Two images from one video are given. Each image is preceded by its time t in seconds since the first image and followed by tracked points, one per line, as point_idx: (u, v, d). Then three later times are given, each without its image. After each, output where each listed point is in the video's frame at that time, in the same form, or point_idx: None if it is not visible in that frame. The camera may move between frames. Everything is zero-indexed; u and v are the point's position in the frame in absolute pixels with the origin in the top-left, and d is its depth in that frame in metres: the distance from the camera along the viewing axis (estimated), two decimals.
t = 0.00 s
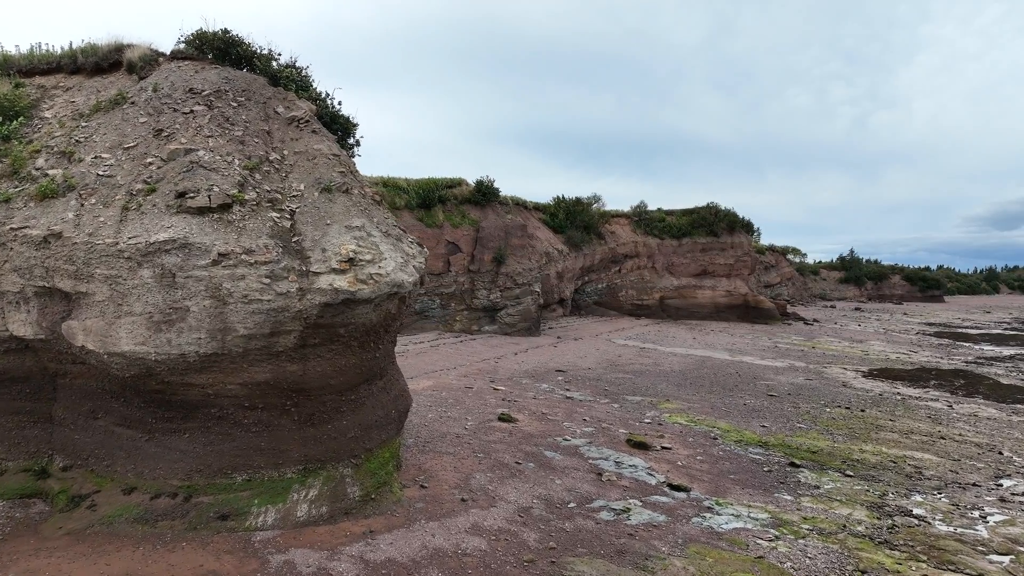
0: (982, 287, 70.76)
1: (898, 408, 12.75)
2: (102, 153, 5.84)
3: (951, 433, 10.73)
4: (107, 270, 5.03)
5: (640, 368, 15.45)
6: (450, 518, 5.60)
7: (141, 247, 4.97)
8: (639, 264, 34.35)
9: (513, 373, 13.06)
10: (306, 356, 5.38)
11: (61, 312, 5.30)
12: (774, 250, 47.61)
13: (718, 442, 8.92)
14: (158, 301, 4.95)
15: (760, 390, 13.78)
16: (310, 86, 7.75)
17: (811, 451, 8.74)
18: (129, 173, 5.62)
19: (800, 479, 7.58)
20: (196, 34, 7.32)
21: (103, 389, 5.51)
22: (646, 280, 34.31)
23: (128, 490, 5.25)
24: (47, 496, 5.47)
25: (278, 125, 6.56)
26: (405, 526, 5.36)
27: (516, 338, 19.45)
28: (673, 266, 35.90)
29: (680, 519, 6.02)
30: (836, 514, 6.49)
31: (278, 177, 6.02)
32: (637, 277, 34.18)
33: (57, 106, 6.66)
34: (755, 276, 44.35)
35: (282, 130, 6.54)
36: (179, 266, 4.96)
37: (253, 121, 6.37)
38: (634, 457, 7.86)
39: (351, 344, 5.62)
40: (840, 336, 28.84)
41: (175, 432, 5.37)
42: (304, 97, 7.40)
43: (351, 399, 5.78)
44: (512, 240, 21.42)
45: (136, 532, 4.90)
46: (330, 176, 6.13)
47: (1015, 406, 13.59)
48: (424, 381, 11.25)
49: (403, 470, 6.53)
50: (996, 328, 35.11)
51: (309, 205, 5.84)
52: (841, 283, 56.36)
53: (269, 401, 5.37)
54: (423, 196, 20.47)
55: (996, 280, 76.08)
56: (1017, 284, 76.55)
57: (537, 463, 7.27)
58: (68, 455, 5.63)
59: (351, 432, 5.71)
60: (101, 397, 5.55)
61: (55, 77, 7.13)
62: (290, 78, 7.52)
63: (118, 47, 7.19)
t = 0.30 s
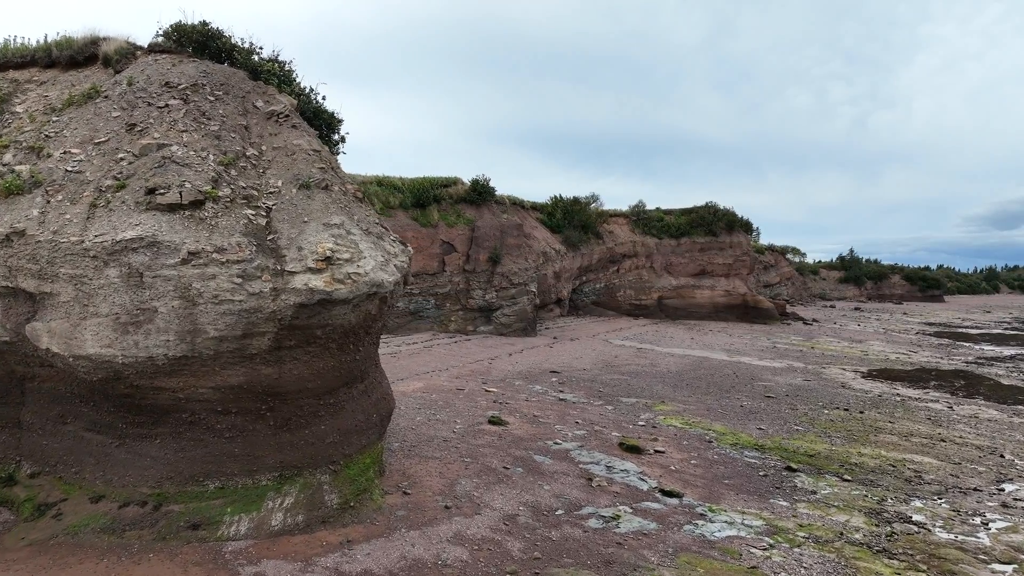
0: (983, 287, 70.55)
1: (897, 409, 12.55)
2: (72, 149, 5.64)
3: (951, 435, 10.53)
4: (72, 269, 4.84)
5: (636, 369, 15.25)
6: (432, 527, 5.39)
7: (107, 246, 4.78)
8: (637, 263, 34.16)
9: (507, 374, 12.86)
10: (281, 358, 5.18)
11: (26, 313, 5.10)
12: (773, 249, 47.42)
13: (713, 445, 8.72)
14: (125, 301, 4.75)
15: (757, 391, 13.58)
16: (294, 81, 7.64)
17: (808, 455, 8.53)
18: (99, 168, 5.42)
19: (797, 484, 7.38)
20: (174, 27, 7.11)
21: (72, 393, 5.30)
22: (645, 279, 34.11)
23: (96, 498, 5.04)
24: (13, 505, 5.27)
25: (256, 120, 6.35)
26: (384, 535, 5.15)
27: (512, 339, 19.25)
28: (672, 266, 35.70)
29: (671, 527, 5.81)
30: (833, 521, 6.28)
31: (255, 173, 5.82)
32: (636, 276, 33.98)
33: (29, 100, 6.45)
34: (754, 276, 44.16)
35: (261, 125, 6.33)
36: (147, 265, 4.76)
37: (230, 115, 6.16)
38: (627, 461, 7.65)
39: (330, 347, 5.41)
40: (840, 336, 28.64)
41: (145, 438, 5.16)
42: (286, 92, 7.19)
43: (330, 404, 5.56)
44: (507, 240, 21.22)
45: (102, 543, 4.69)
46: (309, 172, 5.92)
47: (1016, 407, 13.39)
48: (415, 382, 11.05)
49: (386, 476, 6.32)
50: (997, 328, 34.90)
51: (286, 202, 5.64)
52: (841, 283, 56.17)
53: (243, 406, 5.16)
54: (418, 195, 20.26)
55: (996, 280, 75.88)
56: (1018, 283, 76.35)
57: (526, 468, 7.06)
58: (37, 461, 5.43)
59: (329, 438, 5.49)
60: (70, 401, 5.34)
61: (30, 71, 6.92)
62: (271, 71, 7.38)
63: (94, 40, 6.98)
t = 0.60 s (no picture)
0: (983, 286, 70.34)
1: (896, 411, 12.34)
2: (36, 144, 5.43)
3: (950, 437, 10.33)
4: (29, 268, 4.66)
5: (631, 371, 15.04)
6: (409, 537, 5.17)
7: (66, 244, 4.59)
8: (635, 263, 33.95)
9: (499, 375, 12.65)
10: (252, 362, 4.96)
11: None
12: (773, 249, 47.22)
13: (706, 449, 8.50)
14: (85, 303, 4.54)
15: (754, 392, 13.38)
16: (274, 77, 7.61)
17: (803, 459, 8.32)
18: (63, 164, 5.21)
19: (792, 490, 7.17)
20: (149, 19, 6.90)
21: (34, 398, 5.08)
22: (643, 279, 33.90)
23: (56, 508, 4.82)
24: None
25: (231, 114, 6.12)
26: (359, 546, 4.94)
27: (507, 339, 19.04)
28: (670, 266, 35.50)
29: (659, 536, 5.60)
30: (828, 529, 6.07)
31: (227, 169, 5.60)
32: (634, 276, 33.77)
33: None
34: (753, 276, 43.96)
35: (236, 119, 6.10)
36: (108, 264, 4.55)
37: (203, 110, 5.94)
38: (616, 466, 7.44)
39: (303, 349, 5.19)
40: (839, 336, 28.42)
41: (109, 445, 4.92)
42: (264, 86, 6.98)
43: (303, 409, 5.34)
44: (502, 239, 21.01)
45: (59, 555, 4.47)
46: (284, 168, 5.70)
47: (1016, 409, 13.18)
48: (404, 385, 10.83)
49: (365, 483, 6.10)
50: (997, 328, 34.71)
51: (259, 199, 5.42)
52: (841, 282, 55.97)
53: (212, 411, 4.94)
54: (412, 195, 20.04)
55: (996, 280, 75.64)
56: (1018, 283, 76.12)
57: (511, 474, 6.85)
58: None
59: (302, 444, 5.27)
60: (32, 406, 5.12)
61: None
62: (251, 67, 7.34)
63: (66, 32, 6.77)
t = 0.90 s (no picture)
0: (983, 286, 70.11)
1: (894, 414, 12.12)
2: None
3: (948, 441, 10.10)
4: None
5: (625, 372, 14.82)
6: (382, 548, 4.95)
7: (18, 243, 4.37)
8: (632, 263, 33.74)
9: (490, 377, 12.43)
10: (217, 366, 4.73)
11: None
12: (772, 249, 47.01)
13: (698, 453, 8.28)
14: (37, 304, 4.31)
15: (749, 394, 13.17)
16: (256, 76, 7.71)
17: (797, 464, 8.11)
18: (21, 159, 5.00)
19: (784, 497, 6.95)
20: (119, 10, 6.68)
21: None
22: (641, 279, 33.69)
23: (10, 519, 4.59)
24: None
25: (202, 107, 5.90)
26: (328, 558, 4.72)
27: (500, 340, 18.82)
28: (667, 266, 35.30)
29: (644, 546, 5.38)
30: (821, 538, 5.85)
31: (194, 165, 5.38)
32: (631, 276, 33.56)
33: None
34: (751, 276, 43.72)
35: (206, 113, 5.88)
36: (61, 264, 4.33)
37: (172, 103, 5.71)
38: (604, 471, 7.23)
39: (271, 352, 4.97)
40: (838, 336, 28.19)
41: (67, 453, 4.69)
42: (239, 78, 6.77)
43: (272, 415, 5.12)
44: (497, 239, 20.79)
45: (10, 569, 4.25)
46: (254, 164, 5.48)
47: (1016, 411, 12.96)
48: (391, 387, 10.61)
49: (340, 490, 5.88)
50: (997, 328, 34.48)
51: (226, 196, 5.19)
52: (840, 282, 55.76)
53: (174, 417, 4.71)
54: (405, 194, 19.82)
55: (996, 279, 75.42)
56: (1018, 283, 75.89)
57: (494, 480, 6.63)
58: None
59: (271, 452, 5.05)
60: None
61: None
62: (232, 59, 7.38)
63: (34, 24, 6.54)
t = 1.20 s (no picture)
0: (983, 286, 69.94)
1: (891, 416, 11.91)
2: None
3: (947, 444, 9.88)
4: None
5: (619, 373, 14.60)
6: (351, 560, 4.72)
7: None
8: (630, 263, 33.53)
9: (480, 379, 12.22)
10: (177, 369, 4.50)
11: None
12: (771, 249, 46.80)
13: (688, 458, 8.05)
14: None
15: (745, 396, 12.95)
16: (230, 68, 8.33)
17: (791, 469, 7.88)
18: None
19: (776, 504, 6.72)
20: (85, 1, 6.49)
21: None
22: (638, 279, 33.47)
23: None
24: None
25: (169, 100, 5.67)
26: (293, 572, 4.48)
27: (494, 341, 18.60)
28: (665, 266, 35.09)
29: (627, 557, 5.16)
30: (813, 548, 5.62)
31: (158, 160, 5.16)
32: (629, 276, 33.35)
33: None
34: (750, 276, 43.51)
35: (174, 106, 5.65)
36: (8, 262, 4.10)
37: (137, 95, 5.49)
38: (590, 477, 7.00)
39: (235, 355, 4.73)
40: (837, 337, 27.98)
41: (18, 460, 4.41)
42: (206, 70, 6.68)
43: (238, 420, 4.88)
44: (491, 239, 20.58)
45: None
46: (220, 158, 5.25)
47: (1016, 413, 12.74)
48: (377, 389, 10.37)
49: (312, 499, 5.65)
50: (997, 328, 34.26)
51: (190, 192, 4.97)
52: (840, 283, 55.56)
53: (132, 423, 4.46)
54: (397, 193, 19.60)
55: (996, 279, 75.22)
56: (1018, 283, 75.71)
57: (475, 487, 6.41)
58: None
59: (235, 459, 4.81)
60: None
61: None
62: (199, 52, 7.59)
63: None
